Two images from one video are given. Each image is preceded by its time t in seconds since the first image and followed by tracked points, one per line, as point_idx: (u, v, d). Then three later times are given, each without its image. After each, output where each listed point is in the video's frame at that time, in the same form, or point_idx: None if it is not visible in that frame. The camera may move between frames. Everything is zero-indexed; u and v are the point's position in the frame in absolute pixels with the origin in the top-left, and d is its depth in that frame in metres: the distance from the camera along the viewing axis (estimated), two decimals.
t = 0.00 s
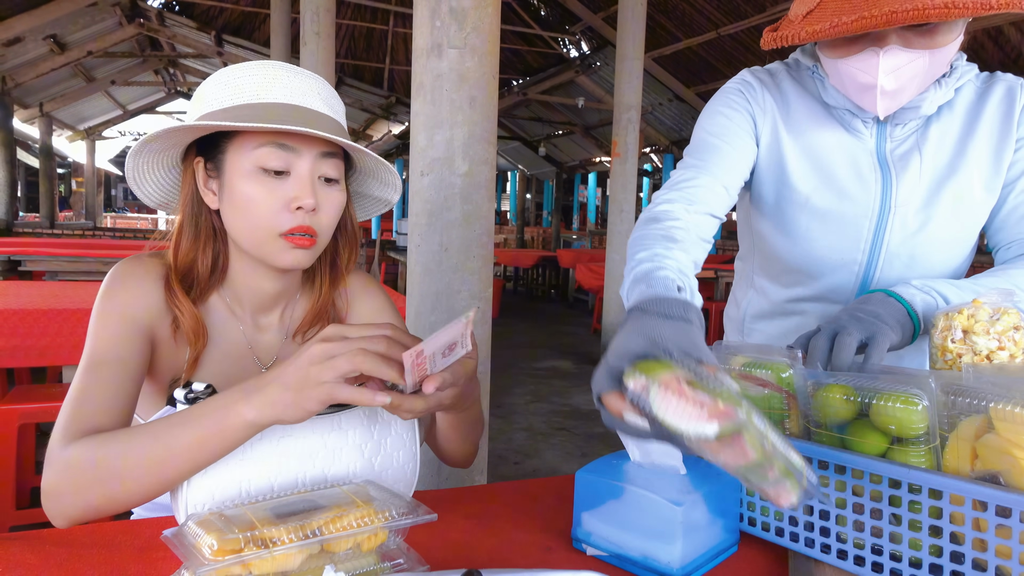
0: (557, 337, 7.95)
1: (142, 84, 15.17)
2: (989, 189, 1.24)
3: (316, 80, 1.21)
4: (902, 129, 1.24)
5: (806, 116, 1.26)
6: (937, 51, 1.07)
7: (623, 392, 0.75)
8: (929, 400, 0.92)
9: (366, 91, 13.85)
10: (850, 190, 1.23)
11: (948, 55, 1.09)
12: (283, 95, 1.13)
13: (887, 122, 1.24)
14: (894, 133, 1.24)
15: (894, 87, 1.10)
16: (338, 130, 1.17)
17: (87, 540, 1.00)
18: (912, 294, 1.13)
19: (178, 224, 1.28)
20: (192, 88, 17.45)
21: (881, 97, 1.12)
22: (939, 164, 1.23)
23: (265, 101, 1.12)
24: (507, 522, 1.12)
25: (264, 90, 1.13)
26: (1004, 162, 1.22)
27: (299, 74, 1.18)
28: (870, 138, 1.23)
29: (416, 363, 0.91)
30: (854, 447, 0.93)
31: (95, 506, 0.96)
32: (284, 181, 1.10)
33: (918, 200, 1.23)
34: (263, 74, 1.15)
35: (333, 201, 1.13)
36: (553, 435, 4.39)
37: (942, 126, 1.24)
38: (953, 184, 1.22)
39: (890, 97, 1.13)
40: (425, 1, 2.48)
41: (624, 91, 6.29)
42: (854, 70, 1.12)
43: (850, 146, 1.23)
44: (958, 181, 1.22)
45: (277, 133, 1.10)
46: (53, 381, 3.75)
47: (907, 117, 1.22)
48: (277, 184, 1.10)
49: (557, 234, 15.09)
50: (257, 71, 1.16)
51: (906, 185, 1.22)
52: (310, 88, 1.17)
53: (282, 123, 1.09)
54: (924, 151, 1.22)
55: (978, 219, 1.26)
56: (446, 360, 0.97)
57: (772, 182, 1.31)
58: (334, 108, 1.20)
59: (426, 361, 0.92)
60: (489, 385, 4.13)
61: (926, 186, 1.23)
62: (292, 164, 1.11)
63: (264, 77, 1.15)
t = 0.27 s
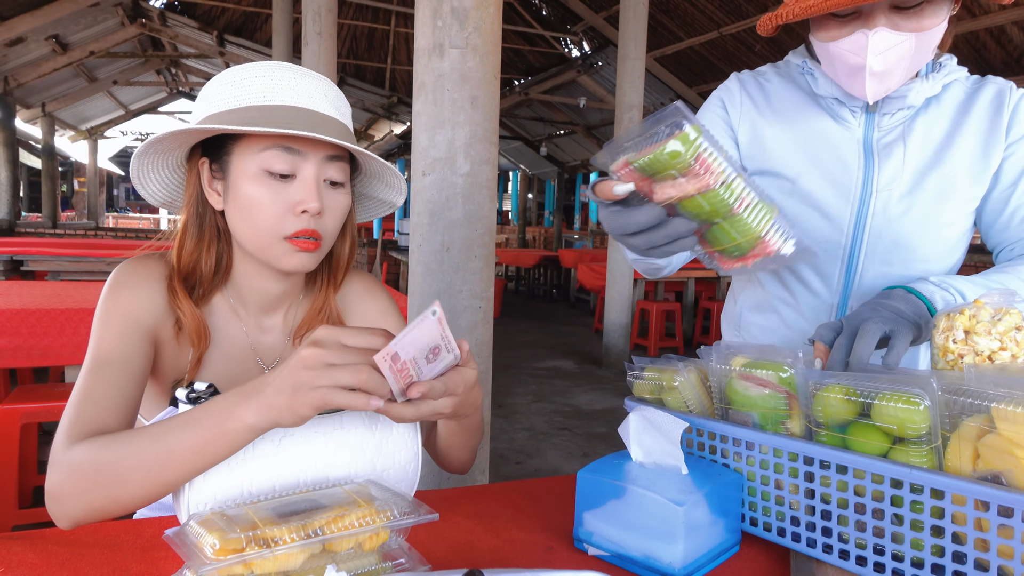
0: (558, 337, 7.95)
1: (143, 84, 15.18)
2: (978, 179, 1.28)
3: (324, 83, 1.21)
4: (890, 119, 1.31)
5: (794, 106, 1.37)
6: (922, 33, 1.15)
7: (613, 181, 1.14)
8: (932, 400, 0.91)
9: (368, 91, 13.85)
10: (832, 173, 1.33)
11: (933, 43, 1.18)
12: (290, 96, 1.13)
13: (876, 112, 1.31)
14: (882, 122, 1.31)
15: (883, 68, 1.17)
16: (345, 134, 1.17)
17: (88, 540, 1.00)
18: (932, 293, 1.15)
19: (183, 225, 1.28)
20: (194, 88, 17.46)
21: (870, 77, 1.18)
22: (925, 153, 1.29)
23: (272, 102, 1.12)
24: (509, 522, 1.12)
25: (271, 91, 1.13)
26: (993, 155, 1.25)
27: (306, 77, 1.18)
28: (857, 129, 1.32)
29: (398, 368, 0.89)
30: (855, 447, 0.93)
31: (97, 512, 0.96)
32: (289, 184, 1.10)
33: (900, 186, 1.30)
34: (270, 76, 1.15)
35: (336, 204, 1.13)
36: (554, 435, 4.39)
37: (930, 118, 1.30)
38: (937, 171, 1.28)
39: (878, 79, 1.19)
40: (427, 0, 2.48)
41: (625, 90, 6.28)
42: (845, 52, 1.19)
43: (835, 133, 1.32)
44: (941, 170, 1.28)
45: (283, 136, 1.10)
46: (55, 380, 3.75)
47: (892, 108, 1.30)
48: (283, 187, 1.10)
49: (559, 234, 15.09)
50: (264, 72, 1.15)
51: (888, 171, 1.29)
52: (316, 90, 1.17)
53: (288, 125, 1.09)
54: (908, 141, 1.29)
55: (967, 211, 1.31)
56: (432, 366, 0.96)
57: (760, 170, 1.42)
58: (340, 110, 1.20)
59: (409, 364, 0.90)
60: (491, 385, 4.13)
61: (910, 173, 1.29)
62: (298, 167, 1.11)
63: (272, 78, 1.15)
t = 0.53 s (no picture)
0: (560, 337, 7.94)
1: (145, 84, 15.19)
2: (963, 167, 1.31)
3: (330, 84, 1.21)
4: (877, 112, 1.37)
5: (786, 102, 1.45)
6: (907, 23, 1.22)
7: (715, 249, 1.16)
8: (933, 400, 0.91)
9: (369, 90, 13.86)
10: (818, 164, 1.40)
11: (917, 35, 1.25)
12: (294, 99, 1.13)
13: (862, 106, 1.38)
14: (870, 116, 1.38)
15: (869, 57, 1.23)
16: (349, 136, 1.16)
17: (90, 540, 1.00)
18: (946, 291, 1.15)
19: (185, 225, 1.28)
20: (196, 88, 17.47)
21: (859, 66, 1.24)
22: (909, 143, 1.34)
23: (276, 105, 1.12)
24: (510, 522, 1.12)
25: (276, 93, 1.13)
26: (979, 147, 1.29)
27: (309, 77, 1.17)
28: (843, 120, 1.38)
29: (422, 387, 0.91)
30: (856, 447, 0.93)
31: (98, 513, 0.95)
32: (294, 186, 1.10)
33: (884, 172, 1.35)
34: (275, 76, 1.15)
35: (341, 206, 1.13)
36: (555, 434, 4.38)
37: (917, 110, 1.35)
38: (919, 159, 1.32)
39: (866, 69, 1.25)
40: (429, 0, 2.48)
41: (627, 90, 6.28)
42: (834, 42, 1.25)
43: (823, 127, 1.40)
44: (926, 161, 1.32)
45: (289, 138, 1.10)
46: (57, 380, 3.75)
47: (877, 101, 1.36)
48: (287, 189, 1.10)
49: (560, 234, 15.08)
50: (269, 73, 1.15)
51: (870, 159, 1.35)
52: (321, 91, 1.17)
53: (292, 127, 1.09)
54: (892, 132, 1.35)
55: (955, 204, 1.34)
56: (452, 385, 0.98)
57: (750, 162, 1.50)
58: (345, 112, 1.20)
59: (433, 382, 0.93)
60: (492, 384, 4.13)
61: (894, 160, 1.35)
62: (303, 169, 1.10)
63: (278, 79, 1.15)
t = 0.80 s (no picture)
0: (561, 337, 7.94)
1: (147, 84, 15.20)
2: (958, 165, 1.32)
3: (332, 85, 1.21)
4: (875, 109, 1.37)
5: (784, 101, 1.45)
6: (903, 12, 1.22)
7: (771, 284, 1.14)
8: (935, 400, 0.91)
9: (370, 90, 13.86)
10: (816, 160, 1.40)
11: (914, 26, 1.25)
12: (296, 100, 1.13)
13: (859, 103, 1.38)
14: (867, 113, 1.38)
15: (868, 43, 1.23)
16: (351, 136, 1.16)
17: (91, 539, 1.00)
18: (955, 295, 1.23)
19: (187, 224, 1.28)
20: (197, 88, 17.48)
21: (856, 53, 1.24)
22: (907, 141, 1.34)
23: (277, 105, 1.12)
24: (512, 522, 1.11)
25: (277, 93, 1.13)
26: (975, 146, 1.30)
27: (311, 77, 1.17)
28: (841, 118, 1.39)
29: (435, 391, 0.87)
30: (858, 447, 0.93)
31: (100, 512, 0.95)
32: (296, 187, 1.10)
33: (882, 169, 1.35)
34: (277, 76, 1.15)
35: (343, 206, 1.13)
36: (556, 434, 4.38)
37: (913, 109, 1.35)
38: (916, 157, 1.33)
39: (865, 56, 1.25)
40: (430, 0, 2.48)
41: (628, 90, 6.27)
42: (831, 31, 1.27)
43: (821, 124, 1.40)
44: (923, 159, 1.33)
45: (291, 139, 1.10)
46: (58, 380, 3.76)
47: (875, 98, 1.36)
48: (290, 189, 1.10)
49: (561, 234, 15.07)
50: (272, 73, 1.15)
51: (868, 156, 1.36)
52: (322, 91, 1.17)
53: (294, 128, 1.09)
54: (889, 130, 1.35)
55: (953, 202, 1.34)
56: (463, 386, 0.95)
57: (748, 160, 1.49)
58: (346, 112, 1.20)
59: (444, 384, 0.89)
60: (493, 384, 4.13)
61: (892, 158, 1.35)
62: (306, 170, 1.10)
63: (281, 78, 1.15)
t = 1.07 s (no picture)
0: (562, 336, 7.93)
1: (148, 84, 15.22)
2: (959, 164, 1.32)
3: (335, 86, 1.21)
4: (876, 108, 1.37)
5: (788, 97, 1.45)
6: (911, 8, 1.22)
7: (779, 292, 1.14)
8: (936, 399, 0.91)
9: (371, 90, 13.86)
10: (816, 157, 1.40)
11: (921, 24, 1.25)
12: (299, 100, 1.13)
13: (861, 101, 1.38)
14: (869, 112, 1.38)
15: (876, 38, 1.24)
16: (353, 137, 1.16)
17: (93, 539, 1.01)
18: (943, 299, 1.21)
19: (188, 224, 1.28)
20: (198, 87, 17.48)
21: (864, 47, 1.24)
22: (908, 140, 1.34)
23: (280, 106, 1.12)
24: (513, 522, 1.11)
25: (280, 94, 1.13)
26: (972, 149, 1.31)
27: (314, 78, 1.17)
28: (843, 116, 1.39)
29: (429, 392, 0.95)
30: (860, 447, 0.93)
31: (100, 511, 0.95)
32: (299, 187, 1.10)
33: (882, 167, 1.35)
34: (281, 77, 1.15)
35: (345, 207, 1.13)
36: (558, 434, 4.38)
37: (915, 109, 1.36)
38: (917, 156, 1.33)
39: (873, 51, 1.25)
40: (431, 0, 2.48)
41: (629, 90, 6.27)
42: (841, 25, 1.26)
43: (823, 121, 1.40)
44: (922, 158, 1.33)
45: (293, 140, 1.10)
46: (59, 379, 3.76)
47: (876, 97, 1.36)
48: (292, 190, 1.10)
49: (562, 233, 15.06)
50: (276, 73, 1.15)
51: (869, 153, 1.35)
52: (325, 92, 1.17)
53: (297, 129, 1.09)
54: (890, 128, 1.35)
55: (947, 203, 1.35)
56: (465, 387, 1.00)
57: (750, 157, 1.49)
58: (349, 113, 1.20)
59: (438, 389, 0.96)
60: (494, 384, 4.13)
61: (892, 156, 1.34)
62: (308, 170, 1.11)
63: (286, 79, 1.15)
